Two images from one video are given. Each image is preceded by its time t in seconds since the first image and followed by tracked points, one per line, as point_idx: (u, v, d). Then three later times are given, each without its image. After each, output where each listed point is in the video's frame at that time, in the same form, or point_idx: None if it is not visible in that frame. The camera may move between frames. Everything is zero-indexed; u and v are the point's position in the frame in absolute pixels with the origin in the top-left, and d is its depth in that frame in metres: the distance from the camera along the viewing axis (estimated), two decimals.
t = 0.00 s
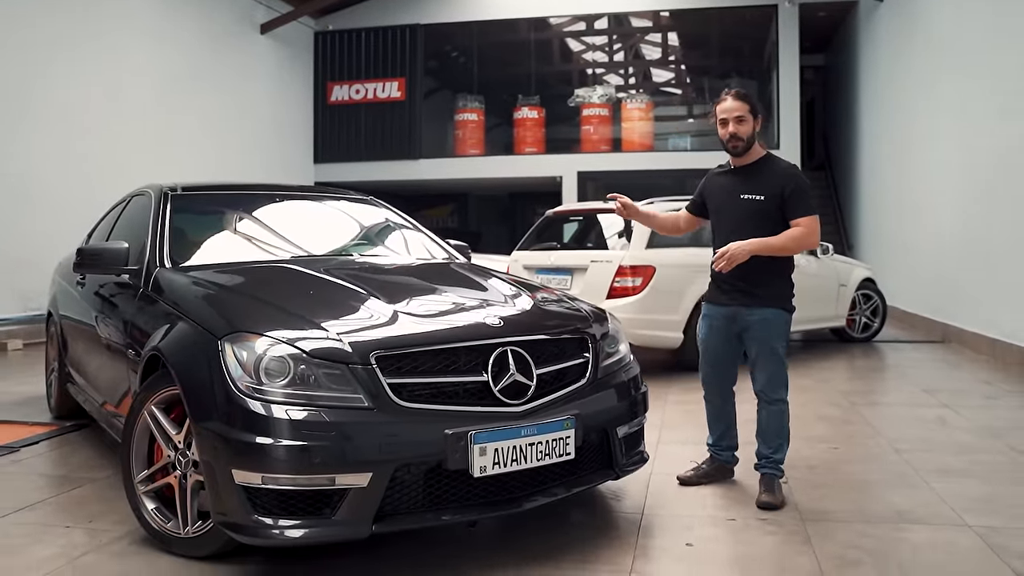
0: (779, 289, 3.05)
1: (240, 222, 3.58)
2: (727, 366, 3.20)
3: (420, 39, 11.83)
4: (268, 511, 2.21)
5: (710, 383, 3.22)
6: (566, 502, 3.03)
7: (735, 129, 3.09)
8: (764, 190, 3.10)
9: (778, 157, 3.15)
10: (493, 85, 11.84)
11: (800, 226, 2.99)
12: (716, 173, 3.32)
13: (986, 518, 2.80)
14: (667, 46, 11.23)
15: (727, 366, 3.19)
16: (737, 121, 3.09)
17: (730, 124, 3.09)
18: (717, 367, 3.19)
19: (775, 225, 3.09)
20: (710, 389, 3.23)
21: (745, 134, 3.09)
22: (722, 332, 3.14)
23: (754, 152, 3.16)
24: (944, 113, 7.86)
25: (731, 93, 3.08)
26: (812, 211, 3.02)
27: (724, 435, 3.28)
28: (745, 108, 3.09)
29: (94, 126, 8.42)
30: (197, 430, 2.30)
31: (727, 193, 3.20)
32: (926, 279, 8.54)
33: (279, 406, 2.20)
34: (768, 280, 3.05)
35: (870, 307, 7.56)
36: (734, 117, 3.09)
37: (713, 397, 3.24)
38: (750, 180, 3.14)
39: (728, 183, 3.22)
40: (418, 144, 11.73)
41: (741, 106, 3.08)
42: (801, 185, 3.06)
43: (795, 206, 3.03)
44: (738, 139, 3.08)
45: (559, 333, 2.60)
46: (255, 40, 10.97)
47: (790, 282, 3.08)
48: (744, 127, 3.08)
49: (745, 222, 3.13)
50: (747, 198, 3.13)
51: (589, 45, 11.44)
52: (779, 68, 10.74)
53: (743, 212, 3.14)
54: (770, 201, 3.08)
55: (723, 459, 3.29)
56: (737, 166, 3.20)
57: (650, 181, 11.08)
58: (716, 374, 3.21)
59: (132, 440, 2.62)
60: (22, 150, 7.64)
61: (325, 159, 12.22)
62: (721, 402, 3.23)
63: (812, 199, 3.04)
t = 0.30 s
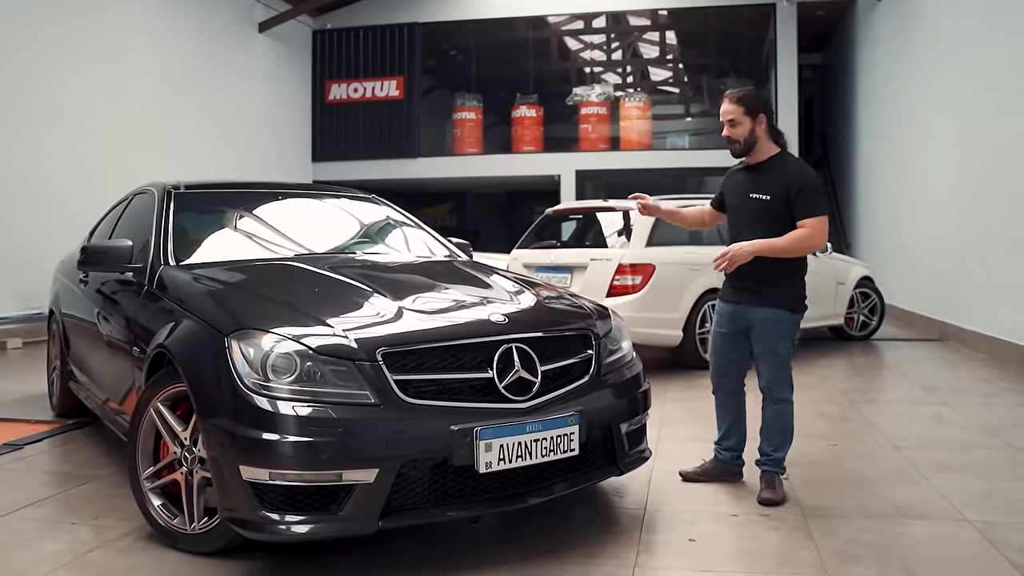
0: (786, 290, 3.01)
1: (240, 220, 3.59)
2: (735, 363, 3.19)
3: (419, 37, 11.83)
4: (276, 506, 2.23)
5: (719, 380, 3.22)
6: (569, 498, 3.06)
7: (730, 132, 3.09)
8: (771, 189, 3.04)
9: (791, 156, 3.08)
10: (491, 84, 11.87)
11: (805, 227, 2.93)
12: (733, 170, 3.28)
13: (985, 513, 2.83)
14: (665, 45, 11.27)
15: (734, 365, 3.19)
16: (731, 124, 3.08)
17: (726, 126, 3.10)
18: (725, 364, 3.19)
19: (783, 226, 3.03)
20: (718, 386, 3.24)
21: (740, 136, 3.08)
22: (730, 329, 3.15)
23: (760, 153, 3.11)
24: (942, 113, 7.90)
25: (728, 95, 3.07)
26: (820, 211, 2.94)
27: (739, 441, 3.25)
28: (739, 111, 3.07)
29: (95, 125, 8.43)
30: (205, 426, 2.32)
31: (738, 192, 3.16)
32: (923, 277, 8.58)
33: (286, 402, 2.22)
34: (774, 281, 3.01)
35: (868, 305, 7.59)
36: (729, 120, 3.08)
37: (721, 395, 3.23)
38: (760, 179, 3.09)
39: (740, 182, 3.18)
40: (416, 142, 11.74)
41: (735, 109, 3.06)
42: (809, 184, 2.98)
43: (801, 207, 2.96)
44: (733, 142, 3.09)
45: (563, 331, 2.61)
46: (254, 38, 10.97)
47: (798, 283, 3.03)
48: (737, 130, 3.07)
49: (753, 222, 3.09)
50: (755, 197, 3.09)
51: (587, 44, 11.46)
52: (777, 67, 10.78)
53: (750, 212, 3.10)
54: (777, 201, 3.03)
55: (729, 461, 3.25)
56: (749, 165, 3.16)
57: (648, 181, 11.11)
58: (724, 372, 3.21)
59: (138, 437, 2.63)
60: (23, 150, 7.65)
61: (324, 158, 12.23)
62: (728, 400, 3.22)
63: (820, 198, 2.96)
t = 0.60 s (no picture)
0: (783, 290, 3.00)
1: (240, 218, 3.59)
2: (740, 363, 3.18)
3: (417, 35, 11.83)
4: (282, 502, 2.24)
5: (723, 378, 3.24)
6: (572, 495, 3.07)
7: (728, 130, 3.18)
8: (768, 188, 3.04)
9: (794, 154, 3.06)
10: (489, 82, 11.85)
11: (796, 226, 2.92)
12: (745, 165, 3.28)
13: (986, 509, 2.85)
14: (664, 43, 11.27)
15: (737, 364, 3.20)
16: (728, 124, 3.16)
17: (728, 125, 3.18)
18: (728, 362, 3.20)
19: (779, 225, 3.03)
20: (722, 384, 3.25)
21: (734, 136, 3.14)
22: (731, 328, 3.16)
23: (758, 152, 3.13)
24: (939, 111, 7.93)
25: (728, 95, 3.14)
26: (814, 210, 2.93)
27: (741, 438, 3.24)
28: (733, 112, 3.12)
29: (97, 124, 8.47)
30: (211, 422, 2.33)
31: (743, 188, 3.18)
32: (921, 276, 8.61)
33: (292, 399, 2.23)
34: (770, 280, 3.01)
35: (867, 303, 7.61)
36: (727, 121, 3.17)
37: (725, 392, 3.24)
38: (761, 176, 3.09)
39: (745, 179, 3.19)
40: (415, 141, 11.75)
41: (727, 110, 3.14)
42: (806, 183, 2.96)
43: (794, 206, 2.95)
44: (730, 140, 3.17)
45: (566, 328, 2.63)
46: (252, 37, 10.96)
47: (797, 284, 3.01)
48: (729, 131, 3.15)
49: (752, 220, 3.10)
50: (755, 195, 3.10)
51: (586, 42, 11.48)
52: (775, 66, 10.82)
53: (750, 209, 3.11)
54: (772, 201, 3.03)
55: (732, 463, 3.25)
56: (754, 162, 3.17)
57: (646, 179, 11.12)
58: (726, 371, 3.22)
59: (144, 434, 2.64)
60: (25, 149, 7.70)
61: (323, 156, 12.23)
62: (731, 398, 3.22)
63: (815, 198, 2.95)
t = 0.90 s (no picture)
0: (785, 287, 3.01)
1: (240, 215, 3.58)
2: (743, 360, 3.19)
3: (415, 33, 11.83)
4: (288, 498, 2.25)
5: (725, 374, 3.25)
6: (574, 491, 3.09)
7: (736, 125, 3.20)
8: (771, 183, 3.05)
9: (801, 152, 3.07)
10: (487, 79, 11.79)
11: (797, 224, 2.93)
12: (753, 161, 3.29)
13: (986, 504, 2.87)
14: (661, 41, 11.26)
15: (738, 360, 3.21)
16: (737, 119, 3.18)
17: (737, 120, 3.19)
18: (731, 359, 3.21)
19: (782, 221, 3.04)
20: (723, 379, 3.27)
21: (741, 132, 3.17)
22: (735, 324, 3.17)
23: (766, 149, 3.15)
24: (937, 109, 7.95)
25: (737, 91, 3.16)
26: (816, 208, 2.94)
27: (741, 434, 3.25)
28: (742, 108, 3.14)
29: (96, 124, 8.47)
30: (216, 418, 2.34)
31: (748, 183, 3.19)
32: (919, 273, 8.64)
33: (297, 395, 2.24)
34: (772, 276, 3.02)
35: (865, 300, 7.63)
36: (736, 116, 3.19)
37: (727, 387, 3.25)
38: (767, 171, 3.09)
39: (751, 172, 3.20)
40: (413, 139, 11.75)
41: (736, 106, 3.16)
42: (811, 182, 2.97)
43: (798, 204, 2.96)
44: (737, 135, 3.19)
45: (570, 324, 2.64)
46: (250, 35, 10.95)
47: (799, 281, 3.02)
48: (737, 126, 3.16)
49: (754, 214, 3.11)
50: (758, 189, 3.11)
51: (584, 40, 11.48)
52: (773, 64, 10.85)
53: (753, 203, 3.12)
54: (775, 196, 3.03)
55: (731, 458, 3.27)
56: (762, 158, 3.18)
57: (644, 178, 11.14)
58: (729, 368, 3.23)
59: (148, 430, 2.65)
60: (24, 151, 7.70)
61: (321, 154, 12.22)
62: (733, 394, 3.23)
63: (818, 196, 2.95)
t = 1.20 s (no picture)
0: (793, 285, 3.03)
1: (240, 212, 3.58)
2: (744, 355, 3.21)
3: (413, 31, 11.83)
4: (293, 493, 2.26)
5: (725, 369, 3.26)
6: (576, 486, 3.10)
7: (758, 120, 3.11)
8: (783, 180, 3.06)
9: (811, 150, 3.09)
10: (486, 75, 11.84)
11: (812, 222, 2.95)
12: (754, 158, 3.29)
13: (986, 499, 2.88)
14: (659, 39, 11.28)
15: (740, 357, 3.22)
16: (758, 112, 3.11)
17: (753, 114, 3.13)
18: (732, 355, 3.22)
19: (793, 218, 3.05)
20: (723, 375, 3.27)
21: (766, 125, 3.11)
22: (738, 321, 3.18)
23: (782, 144, 3.14)
24: (934, 108, 7.98)
25: (759, 84, 3.11)
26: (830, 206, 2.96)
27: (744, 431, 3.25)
28: (767, 99, 3.09)
29: (95, 122, 8.46)
30: (220, 415, 2.35)
31: (755, 180, 3.18)
32: (917, 270, 8.66)
33: (301, 391, 2.24)
34: (780, 273, 3.04)
35: (863, 298, 7.65)
36: (756, 108, 3.11)
37: (726, 382, 3.26)
38: (776, 168, 3.10)
39: (759, 170, 3.20)
40: (411, 136, 11.74)
41: (761, 96, 3.09)
42: (824, 179, 2.99)
43: (812, 202, 2.97)
44: (761, 130, 3.11)
45: (572, 321, 2.65)
46: (248, 33, 10.93)
47: (806, 280, 3.05)
48: (764, 118, 3.10)
49: (764, 211, 3.11)
50: (768, 187, 3.11)
51: (582, 37, 11.49)
52: (770, 61, 10.88)
53: (762, 201, 3.12)
54: (787, 193, 3.04)
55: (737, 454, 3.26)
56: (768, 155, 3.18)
57: (643, 175, 11.15)
58: (732, 364, 3.24)
59: (151, 427, 2.65)
60: (23, 149, 7.69)
61: (319, 152, 12.21)
62: (735, 390, 3.24)
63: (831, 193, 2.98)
